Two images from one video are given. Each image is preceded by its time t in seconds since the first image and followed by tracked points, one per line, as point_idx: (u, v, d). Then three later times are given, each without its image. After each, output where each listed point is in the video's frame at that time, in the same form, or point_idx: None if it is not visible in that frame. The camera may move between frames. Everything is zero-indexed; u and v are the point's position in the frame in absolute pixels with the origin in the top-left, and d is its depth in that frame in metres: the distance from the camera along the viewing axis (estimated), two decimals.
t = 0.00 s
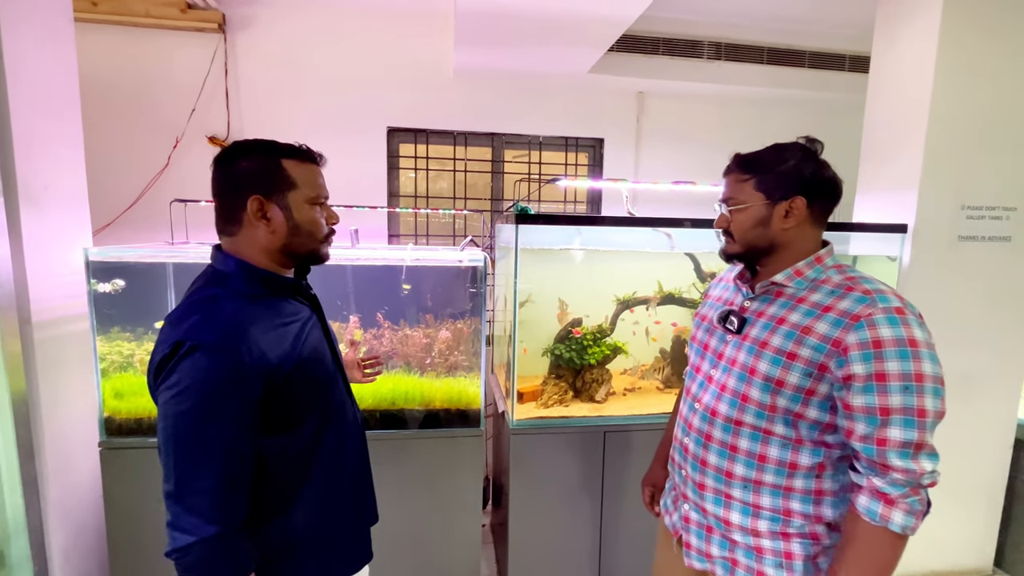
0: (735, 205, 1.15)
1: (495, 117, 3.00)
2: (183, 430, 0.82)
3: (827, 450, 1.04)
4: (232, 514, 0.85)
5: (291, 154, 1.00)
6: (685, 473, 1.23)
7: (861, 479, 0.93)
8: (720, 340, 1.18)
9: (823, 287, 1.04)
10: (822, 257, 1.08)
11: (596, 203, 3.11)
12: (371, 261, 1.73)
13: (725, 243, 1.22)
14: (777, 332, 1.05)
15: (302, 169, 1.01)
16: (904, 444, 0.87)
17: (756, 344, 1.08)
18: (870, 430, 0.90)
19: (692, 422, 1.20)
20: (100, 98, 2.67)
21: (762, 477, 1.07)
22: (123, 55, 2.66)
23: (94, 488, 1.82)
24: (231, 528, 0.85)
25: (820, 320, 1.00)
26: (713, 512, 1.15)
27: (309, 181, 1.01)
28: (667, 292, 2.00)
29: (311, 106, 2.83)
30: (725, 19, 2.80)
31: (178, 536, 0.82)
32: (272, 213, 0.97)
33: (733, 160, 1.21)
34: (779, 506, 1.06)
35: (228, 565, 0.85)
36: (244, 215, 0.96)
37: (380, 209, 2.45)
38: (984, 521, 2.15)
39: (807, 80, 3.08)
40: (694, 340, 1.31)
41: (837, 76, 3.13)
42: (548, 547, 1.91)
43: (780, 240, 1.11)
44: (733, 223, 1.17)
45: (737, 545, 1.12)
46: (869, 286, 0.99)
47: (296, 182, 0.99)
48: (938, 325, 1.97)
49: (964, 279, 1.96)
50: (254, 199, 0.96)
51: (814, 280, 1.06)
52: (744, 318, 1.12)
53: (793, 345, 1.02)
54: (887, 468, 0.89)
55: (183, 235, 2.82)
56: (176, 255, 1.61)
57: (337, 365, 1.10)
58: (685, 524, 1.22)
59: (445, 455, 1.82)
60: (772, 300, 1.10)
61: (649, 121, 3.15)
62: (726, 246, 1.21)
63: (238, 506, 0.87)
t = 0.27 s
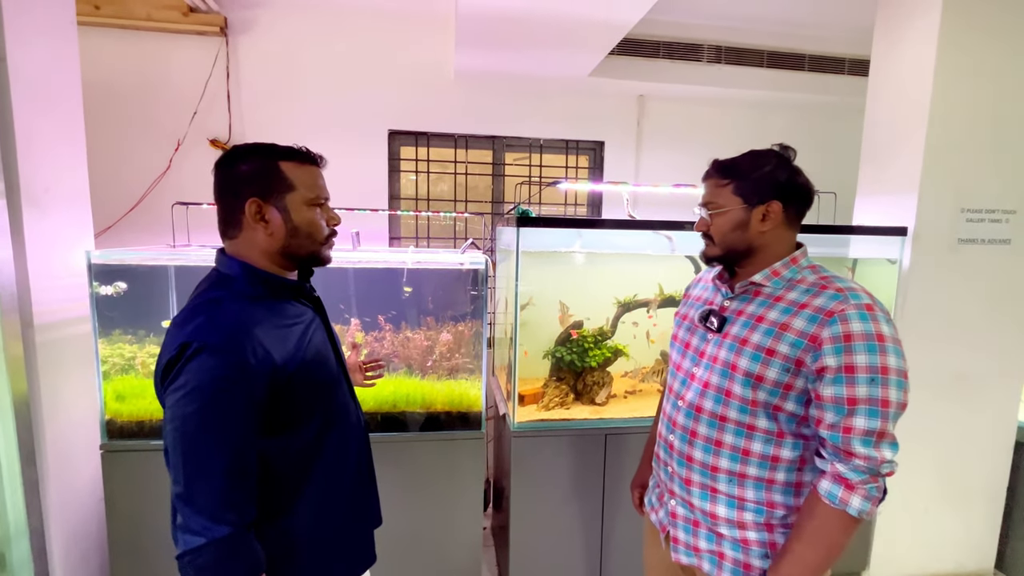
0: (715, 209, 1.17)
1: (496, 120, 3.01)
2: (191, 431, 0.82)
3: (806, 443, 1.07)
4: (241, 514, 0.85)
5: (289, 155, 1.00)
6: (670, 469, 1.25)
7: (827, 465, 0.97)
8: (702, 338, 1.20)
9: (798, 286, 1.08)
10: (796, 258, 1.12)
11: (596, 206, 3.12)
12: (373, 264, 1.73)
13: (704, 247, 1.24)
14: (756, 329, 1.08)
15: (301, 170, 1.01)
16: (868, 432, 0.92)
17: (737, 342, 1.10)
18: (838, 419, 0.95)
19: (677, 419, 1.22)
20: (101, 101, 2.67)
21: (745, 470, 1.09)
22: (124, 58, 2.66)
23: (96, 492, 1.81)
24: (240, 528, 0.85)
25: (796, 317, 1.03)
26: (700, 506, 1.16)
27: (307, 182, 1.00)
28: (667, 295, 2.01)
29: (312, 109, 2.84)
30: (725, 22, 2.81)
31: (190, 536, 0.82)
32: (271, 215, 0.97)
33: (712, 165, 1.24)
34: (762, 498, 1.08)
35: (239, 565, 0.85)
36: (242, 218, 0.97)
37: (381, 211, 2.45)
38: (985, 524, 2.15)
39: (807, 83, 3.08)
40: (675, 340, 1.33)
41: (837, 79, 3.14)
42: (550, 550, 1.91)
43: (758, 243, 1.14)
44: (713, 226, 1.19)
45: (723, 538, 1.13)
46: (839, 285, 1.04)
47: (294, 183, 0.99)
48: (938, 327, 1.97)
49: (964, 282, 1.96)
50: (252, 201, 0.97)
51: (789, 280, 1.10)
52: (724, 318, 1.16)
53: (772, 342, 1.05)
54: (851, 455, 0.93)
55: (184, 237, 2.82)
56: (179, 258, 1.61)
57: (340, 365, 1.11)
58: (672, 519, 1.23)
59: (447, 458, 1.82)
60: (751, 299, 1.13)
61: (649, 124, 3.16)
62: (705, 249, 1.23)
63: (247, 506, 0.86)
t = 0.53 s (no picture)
0: (702, 208, 1.17)
1: (495, 122, 3.02)
2: (198, 433, 0.83)
3: (783, 432, 1.11)
4: (248, 515, 0.86)
5: (281, 157, 1.00)
6: (654, 463, 1.25)
7: (807, 453, 1.00)
8: (683, 335, 1.22)
9: (773, 282, 1.11)
10: (770, 257, 1.14)
11: (595, 207, 3.13)
12: (373, 266, 1.74)
13: (688, 246, 1.23)
14: (736, 324, 1.10)
15: (294, 172, 1.00)
16: (845, 418, 0.95)
17: (718, 337, 1.13)
18: (816, 407, 0.98)
19: (660, 414, 1.23)
20: (102, 103, 2.68)
21: (727, 461, 1.11)
22: (125, 60, 2.67)
23: (97, 493, 1.82)
24: (247, 529, 0.86)
25: (774, 311, 1.06)
26: (684, 498, 1.17)
27: (302, 184, 1.00)
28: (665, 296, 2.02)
29: (312, 111, 2.85)
30: (723, 25, 2.82)
31: (199, 537, 0.83)
32: (266, 219, 0.98)
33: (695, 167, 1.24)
34: (743, 487, 1.11)
35: (247, 566, 0.86)
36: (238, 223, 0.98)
37: (381, 213, 2.46)
38: (983, 523, 2.16)
39: (805, 85, 3.10)
40: (655, 338, 1.34)
41: (834, 81, 3.16)
42: (550, 551, 1.92)
43: (742, 243, 1.16)
44: (698, 225, 1.18)
45: (706, 528, 1.14)
46: (811, 280, 1.08)
47: (289, 186, 0.99)
48: (935, 326, 1.98)
49: (961, 283, 1.98)
50: (247, 205, 0.98)
51: (765, 277, 1.12)
52: (705, 314, 1.17)
53: (752, 335, 1.08)
54: (830, 440, 0.96)
55: (185, 239, 2.83)
56: (180, 260, 1.62)
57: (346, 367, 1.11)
58: (656, 513, 1.23)
59: (448, 458, 1.83)
60: (729, 296, 1.15)
61: (648, 126, 3.17)
62: (688, 249, 1.23)
63: (254, 508, 0.87)
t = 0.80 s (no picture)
0: (686, 208, 1.22)
1: (495, 123, 3.04)
2: (208, 433, 0.84)
3: (766, 420, 1.17)
4: (259, 513, 0.88)
5: (277, 161, 1.01)
6: (643, 455, 1.29)
7: (796, 438, 1.06)
8: (668, 331, 1.26)
9: (753, 279, 1.17)
10: (748, 255, 1.21)
11: (594, 207, 3.15)
12: (374, 266, 1.75)
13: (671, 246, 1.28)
14: (722, 319, 1.16)
15: (288, 175, 1.01)
16: (827, 403, 1.02)
17: (705, 331, 1.18)
18: (802, 394, 1.05)
19: (648, 407, 1.27)
20: (105, 105, 2.70)
21: (715, 450, 1.17)
22: (127, 63, 2.69)
23: (102, 492, 1.84)
24: (258, 528, 0.88)
25: (757, 306, 1.12)
26: (674, 488, 1.21)
27: (294, 187, 1.00)
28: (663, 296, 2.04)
29: (313, 112, 2.87)
30: (722, 25, 2.84)
31: (212, 535, 0.85)
32: (260, 222, 1.00)
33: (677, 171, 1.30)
34: (730, 475, 1.17)
35: (258, 563, 0.87)
36: (234, 226, 1.01)
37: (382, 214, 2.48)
38: (980, 520, 2.18)
39: (803, 85, 3.11)
40: (640, 335, 1.38)
41: (832, 80, 3.17)
42: (550, 548, 1.93)
43: (724, 242, 1.22)
44: (682, 225, 1.23)
45: (695, 516, 1.19)
46: (789, 276, 1.15)
47: (282, 189, 1.00)
48: (932, 324, 2.00)
49: (957, 281, 1.99)
50: (243, 209, 1.00)
51: (745, 274, 1.19)
52: (690, 310, 1.22)
53: (738, 329, 1.13)
54: (816, 424, 1.03)
55: (188, 240, 2.85)
56: (182, 261, 1.64)
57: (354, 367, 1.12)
58: (645, 504, 1.27)
59: (449, 456, 1.85)
60: (712, 293, 1.21)
61: (647, 126, 3.19)
62: (672, 248, 1.27)
63: (264, 506, 0.89)
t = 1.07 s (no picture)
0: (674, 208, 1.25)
1: (494, 121, 3.05)
2: (217, 429, 0.86)
3: (756, 407, 1.23)
4: (270, 507, 0.90)
5: (284, 160, 1.03)
6: (640, 449, 1.32)
7: (784, 422, 1.11)
8: (660, 327, 1.29)
9: (739, 275, 1.21)
10: (731, 251, 1.25)
11: (594, 205, 3.17)
12: (375, 264, 1.79)
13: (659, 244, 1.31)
14: (714, 314, 1.19)
15: (296, 174, 1.02)
16: (813, 387, 1.08)
17: (699, 327, 1.21)
18: (789, 381, 1.10)
19: (644, 402, 1.30)
20: (107, 106, 2.72)
21: (711, 438, 1.21)
22: (130, 64, 2.71)
23: (109, 489, 1.87)
24: (270, 520, 0.90)
25: (746, 301, 1.17)
26: (671, 478, 1.24)
27: (301, 185, 1.02)
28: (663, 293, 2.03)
29: (313, 112, 2.88)
30: (720, 23, 2.85)
31: (225, 529, 0.87)
32: (267, 220, 1.02)
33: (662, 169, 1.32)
34: (724, 461, 1.22)
35: (271, 555, 0.90)
36: (242, 224, 1.02)
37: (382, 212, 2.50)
38: (977, 513, 2.20)
39: (802, 81, 3.12)
40: (630, 332, 1.39)
41: (831, 77, 3.18)
42: (551, 542, 1.96)
43: (709, 240, 1.26)
44: (670, 224, 1.26)
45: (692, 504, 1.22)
46: (772, 270, 1.20)
47: (290, 187, 1.01)
48: (929, 320, 2.01)
49: (955, 276, 2.00)
50: (250, 206, 1.02)
51: (731, 271, 1.23)
52: (681, 307, 1.25)
53: (730, 323, 1.17)
54: (803, 408, 1.09)
55: (190, 240, 2.87)
56: (186, 260, 1.66)
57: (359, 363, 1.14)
58: (642, 496, 1.29)
59: (450, 452, 1.87)
60: (701, 289, 1.24)
61: (646, 123, 3.20)
62: (659, 247, 1.30)
63: (275, 499, 0.91)
